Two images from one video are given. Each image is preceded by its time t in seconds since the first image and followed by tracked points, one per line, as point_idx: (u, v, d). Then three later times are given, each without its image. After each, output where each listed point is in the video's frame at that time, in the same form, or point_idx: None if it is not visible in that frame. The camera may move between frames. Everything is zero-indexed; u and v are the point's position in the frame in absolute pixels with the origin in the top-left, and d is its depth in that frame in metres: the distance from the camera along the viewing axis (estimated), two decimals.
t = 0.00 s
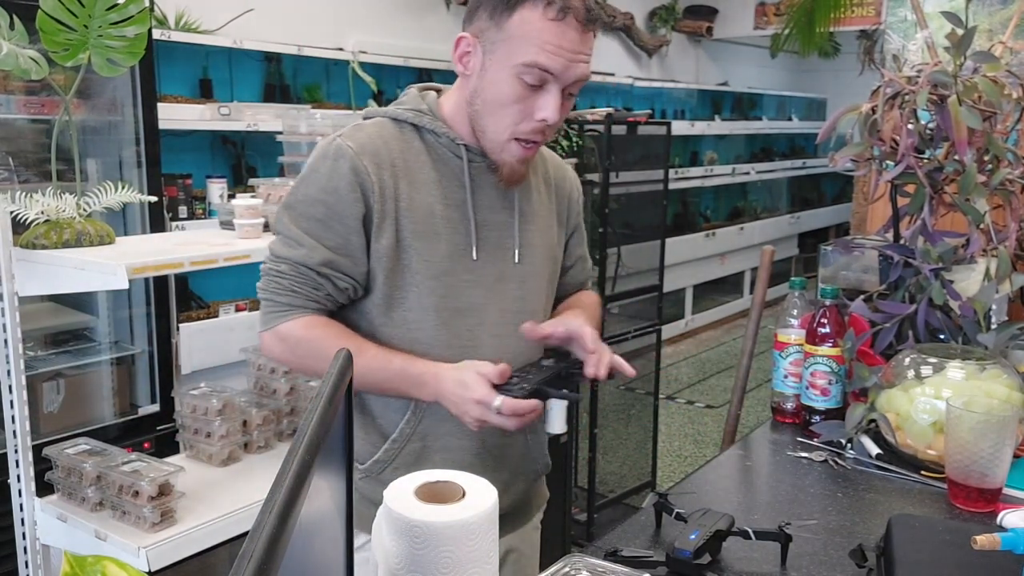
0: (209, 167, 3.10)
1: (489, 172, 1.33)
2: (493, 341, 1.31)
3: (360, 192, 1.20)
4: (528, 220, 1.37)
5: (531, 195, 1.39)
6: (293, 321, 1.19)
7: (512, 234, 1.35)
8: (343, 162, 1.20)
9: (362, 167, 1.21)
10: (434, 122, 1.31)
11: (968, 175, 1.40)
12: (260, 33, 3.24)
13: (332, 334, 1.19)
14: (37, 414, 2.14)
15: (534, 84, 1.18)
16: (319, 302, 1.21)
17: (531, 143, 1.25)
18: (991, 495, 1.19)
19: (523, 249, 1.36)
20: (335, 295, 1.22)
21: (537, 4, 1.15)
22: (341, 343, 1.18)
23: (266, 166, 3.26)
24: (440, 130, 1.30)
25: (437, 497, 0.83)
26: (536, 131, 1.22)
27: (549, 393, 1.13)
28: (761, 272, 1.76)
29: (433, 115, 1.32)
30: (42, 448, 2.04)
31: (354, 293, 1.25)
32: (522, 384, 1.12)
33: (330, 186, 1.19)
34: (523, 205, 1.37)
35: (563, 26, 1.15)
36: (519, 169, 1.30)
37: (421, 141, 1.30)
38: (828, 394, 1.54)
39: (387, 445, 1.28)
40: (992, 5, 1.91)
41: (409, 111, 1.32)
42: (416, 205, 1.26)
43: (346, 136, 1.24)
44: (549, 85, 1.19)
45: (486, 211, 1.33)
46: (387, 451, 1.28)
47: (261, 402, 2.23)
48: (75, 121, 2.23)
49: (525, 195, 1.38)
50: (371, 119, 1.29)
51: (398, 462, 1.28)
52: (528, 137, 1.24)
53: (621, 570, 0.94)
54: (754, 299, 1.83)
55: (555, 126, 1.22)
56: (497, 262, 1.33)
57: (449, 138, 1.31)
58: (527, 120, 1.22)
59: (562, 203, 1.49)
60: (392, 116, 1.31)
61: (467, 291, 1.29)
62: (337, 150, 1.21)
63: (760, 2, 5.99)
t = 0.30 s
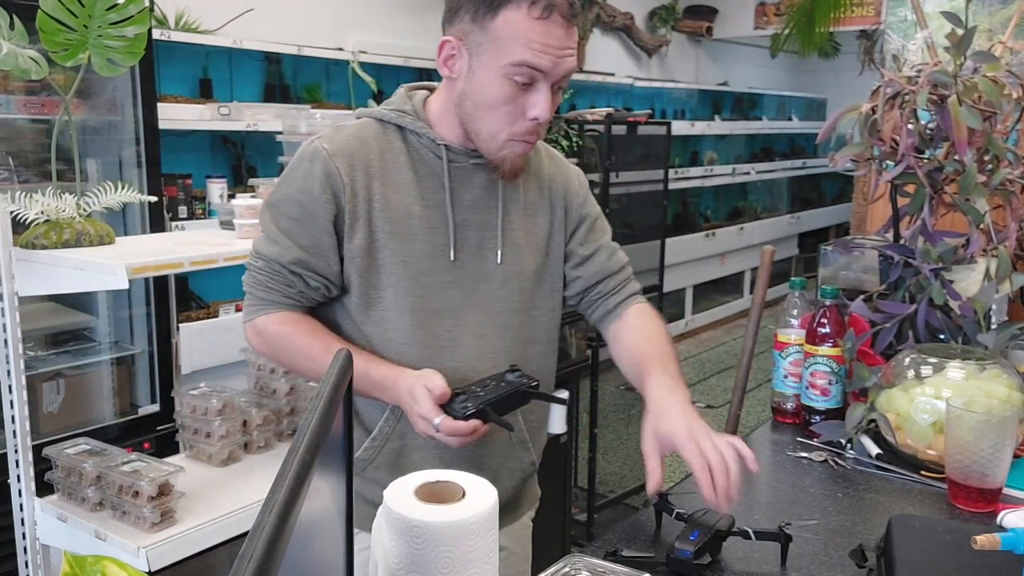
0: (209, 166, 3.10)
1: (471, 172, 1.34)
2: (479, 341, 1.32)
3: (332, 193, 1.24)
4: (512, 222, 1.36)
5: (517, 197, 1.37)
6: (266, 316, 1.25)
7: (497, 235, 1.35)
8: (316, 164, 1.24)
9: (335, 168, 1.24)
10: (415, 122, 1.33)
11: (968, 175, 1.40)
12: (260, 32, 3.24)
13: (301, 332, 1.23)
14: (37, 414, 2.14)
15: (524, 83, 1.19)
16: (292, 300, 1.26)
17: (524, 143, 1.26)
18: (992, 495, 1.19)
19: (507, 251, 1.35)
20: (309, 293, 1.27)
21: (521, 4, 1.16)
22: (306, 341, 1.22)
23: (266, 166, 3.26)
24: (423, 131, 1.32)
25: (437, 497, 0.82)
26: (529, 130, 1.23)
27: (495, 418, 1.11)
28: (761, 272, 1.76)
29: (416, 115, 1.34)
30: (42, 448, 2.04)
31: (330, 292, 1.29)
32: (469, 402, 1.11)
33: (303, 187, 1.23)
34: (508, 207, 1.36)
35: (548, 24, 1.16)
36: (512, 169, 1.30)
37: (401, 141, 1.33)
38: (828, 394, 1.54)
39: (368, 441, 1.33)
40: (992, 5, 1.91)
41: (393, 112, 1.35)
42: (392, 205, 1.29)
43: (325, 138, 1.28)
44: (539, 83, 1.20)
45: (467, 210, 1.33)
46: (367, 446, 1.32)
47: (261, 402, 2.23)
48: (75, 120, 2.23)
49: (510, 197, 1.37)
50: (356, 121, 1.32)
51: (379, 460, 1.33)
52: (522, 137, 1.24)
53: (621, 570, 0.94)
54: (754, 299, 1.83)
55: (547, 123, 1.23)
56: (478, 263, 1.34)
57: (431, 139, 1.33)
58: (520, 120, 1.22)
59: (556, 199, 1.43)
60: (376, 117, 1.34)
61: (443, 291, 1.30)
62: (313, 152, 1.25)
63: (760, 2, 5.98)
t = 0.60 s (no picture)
0: (210, 167, 3.10)
1: (466, 172, 1.34)
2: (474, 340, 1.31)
3: (323, 191, 1.27)
4: (504, 224, 1.34)
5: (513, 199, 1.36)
6: (264, 310, 1.31)
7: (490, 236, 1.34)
8: (310, 163, 1.27)
9: (326, 167, 1.27)
10: (411, 122, 1.34)
11: (968, 176, 1.40)
12: (260, 32, 3.24)
13: (295, 327, 1.29)
14: (37, 413, 2.14)
15: (521, 77, 1.19)
16: (290, 295, 1.31)
17: (524, 139, 1.25)
18: (992, 495, 1.19)
19: (499, 252, 1.34)
20: (305, 289, 1.32)
21: None
22: (298, 334, 1.28)
23: (266, 166, 3.25)
24: (417, 129, 1.33)
25: (437, 497, 0.82)
26: (528, 125, 1.22)
27: (469, 420, 1.12)
28: (761, 272, 1.76)
29: (412, 115, 1.35)
30: (42, 448, 2.04)
31: (326, 288, 1.33)
32: (445, 402, 1.12)
33: (297, 185, 1.27)
34: (501, 208, 1.35)
35: (543, 17, 1.16)
36: (512, 169, 1.29)
37: (397, 140, 1.34)
38: (828, 394, 1.54)
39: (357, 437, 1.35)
40: (992, 5, 1.91)
41: (391, 111, 1.36)
42: (381, 204, 1.30)
43: (320, 136, 1.30)
44: (537, 77, 1.19)
45: (459, 211, 1.33)
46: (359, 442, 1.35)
47: (261, 402, 2.23)
48: (75, 120, 2.22)
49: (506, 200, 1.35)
50: (356, 119, 1.35)
51: (365, 456, 1.35)
52: (521, 133, 1.24)
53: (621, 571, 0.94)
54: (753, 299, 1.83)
55: (546, 117, 1.22)
56: (470, 265, 1.33)
57: (426, 139, 1.33)
58: (518, 115, 1.22)
59: (557, 197, 1.39)
60: (374, 116, 1.36)
61: (429, 292, 1.31)
62: (308, 151, 1.29)
63: (760, 2, 5.98)
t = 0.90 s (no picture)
0: (210, 167, 3.10)
1: (476, 174, 1.33)
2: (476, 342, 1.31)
3: (332, 194, 1.27)
4: (517, 226, 1.34)
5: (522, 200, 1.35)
6: (269, 311, 1.32)
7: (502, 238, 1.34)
8: (319, 165, 1.28)
9: (335, 169, 1.28)
10: (422, 123, 1.34)
11: (968, 176, 1.40)
12: (260, 32, 3.24)
13: (301, 329, 1.30)
14: (37, 414, 2.14)
15: (537, 80, 1.18)
16: (296, 296, 1.32)
17: (539, 141, 1.25)
18: (992, 495, 1.19)
19: (512, 255, 1.33)
20: (311, 290, 1.32)
21: (531, 1, 1.16)
22: (303, 335, 1.29)
23: (267, 166, 3.24)
24: (428, 132, 1.33)
25: (437, 497, 0.82)
26: (544, 128, 1.22)
27: (476, 429, 1.13)
28: (761, 272, 1.76)
29: (423, 116, 1.35)
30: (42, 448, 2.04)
31: (332, 289, 1.34)
32: (452, 411, 1.13)
33: (306, 187, 1.28)
34: (513, 210, 1.35)
35: (560, 20, 1.15)
36: (523, 171, 1.29)
37: (407, 142, 1.34)
38: (828, 394, 1.54)
39: (366, 441, 1.35)
40: (992, 5, 1.91)
41: (401, 112, 1.36)
42: (392, 204, 1.31)
43: (329, 138, 1.31)
44: (552, 80, 1.19)
45: (469, 213, 1.33)
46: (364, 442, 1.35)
47: (261, 402, 2.23)
48: (75, 120, 2.23)
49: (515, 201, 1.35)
50: (366, 120, 1.35)
51: (375, 461, 1.35)
52: (536, 136, 1.24)
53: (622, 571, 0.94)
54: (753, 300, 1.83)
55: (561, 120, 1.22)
56: (481, 267, 1.33)
57: (436, 140, 1.32)
58: (534, 118, 1.22)
59: (571, 198, 1.38)
60: (384, 116, 1.36)
61: (437, 294, 1.31)
62: (317, 152, 1.29)
63: (761, 2, 5.98)
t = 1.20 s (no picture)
0: (210, 167, 3.10)
1: (509, 179, 1.33)
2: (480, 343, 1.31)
3: (361, 186, 1.28)
4: (543, 233, 1.34)
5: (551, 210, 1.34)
6: (289, 296, 1.33)
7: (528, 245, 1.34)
8: (351, 156, 1.28)
9: (366, 161, 1.28)
10: (457, 122, 1.33)
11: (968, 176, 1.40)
12: (261, 32, 3.24)
13: (319, 316, 1.31)
14: (37, 414, 2.14)
15: (584, 85, 1.17)
16: (315, 284, 1.33)
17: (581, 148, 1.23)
18: (992, 495, 1.19)
19: (535, 264, 1.33)
20: (334, 279, 1.33)
21: (578, 4, 1.15)
22: (322, 323, 1.30)
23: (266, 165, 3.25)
24: (463, 132, 1.32)
25: (437, 497, 0.82)
26: (586, 134, 1.20)
27: (490, 429, 1.13)
28: (761, 272, 1.76)
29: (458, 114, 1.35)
30: (42, 448, 2.04)
31: (354, 280, 1.35)
32: (467, 410, 1.13)
33: (337, 176, 1.29)
34: (541, 217, 1.34)
35: (607, 23, 1.15)
36: (563, 179, 1.27)
37: (440, 139, 1.33)
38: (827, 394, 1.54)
39: (366, 432, 1.35)
40: (992, 5, 1.91)
41: (438, 108, 1.35)
42: (420, 201, 1.31)
43: (363, 127, 1.31)
44: (599, 85, 1.17)
45: (497, 219, 1.32)
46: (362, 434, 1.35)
47: (261, 402, 2.23)
48: (75, 120, 2.23)
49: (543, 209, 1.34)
50: (403, 112, 1.35)
51: (375, 455, 1.35)
52: (577, 142, 1.22)
53: (622, 571, 0.94)
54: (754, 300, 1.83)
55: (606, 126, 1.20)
56: (501, 275, 1.33)
57: (470, 141, 1.32)
58: (577, 124, 1.20)
59: (602, 207, 1.36)
60: (421, 111, 1.36)
61: (457, 297, 1.30)
62: (350, 141, 1.30)
63: (760, 2, 5.98)
